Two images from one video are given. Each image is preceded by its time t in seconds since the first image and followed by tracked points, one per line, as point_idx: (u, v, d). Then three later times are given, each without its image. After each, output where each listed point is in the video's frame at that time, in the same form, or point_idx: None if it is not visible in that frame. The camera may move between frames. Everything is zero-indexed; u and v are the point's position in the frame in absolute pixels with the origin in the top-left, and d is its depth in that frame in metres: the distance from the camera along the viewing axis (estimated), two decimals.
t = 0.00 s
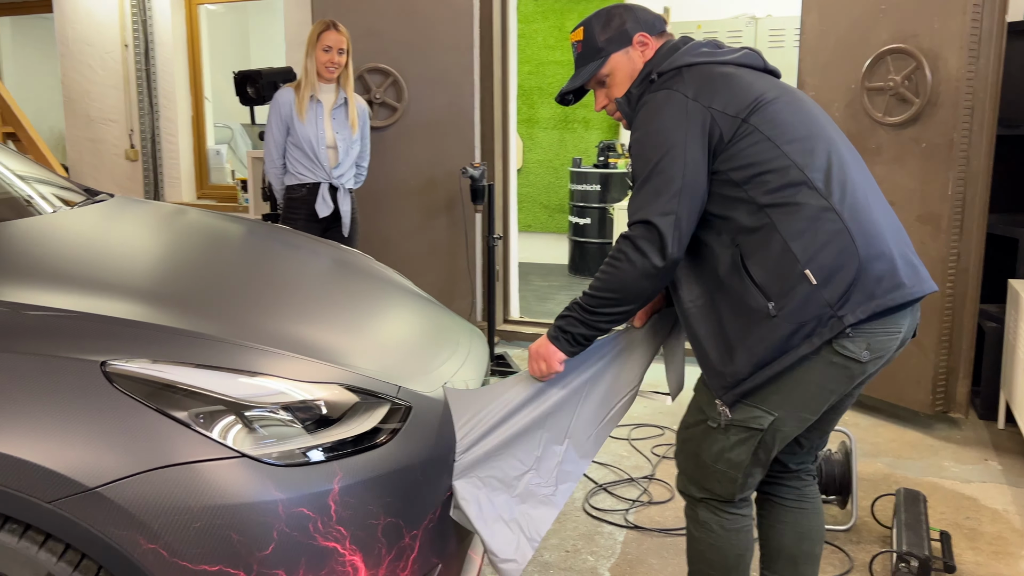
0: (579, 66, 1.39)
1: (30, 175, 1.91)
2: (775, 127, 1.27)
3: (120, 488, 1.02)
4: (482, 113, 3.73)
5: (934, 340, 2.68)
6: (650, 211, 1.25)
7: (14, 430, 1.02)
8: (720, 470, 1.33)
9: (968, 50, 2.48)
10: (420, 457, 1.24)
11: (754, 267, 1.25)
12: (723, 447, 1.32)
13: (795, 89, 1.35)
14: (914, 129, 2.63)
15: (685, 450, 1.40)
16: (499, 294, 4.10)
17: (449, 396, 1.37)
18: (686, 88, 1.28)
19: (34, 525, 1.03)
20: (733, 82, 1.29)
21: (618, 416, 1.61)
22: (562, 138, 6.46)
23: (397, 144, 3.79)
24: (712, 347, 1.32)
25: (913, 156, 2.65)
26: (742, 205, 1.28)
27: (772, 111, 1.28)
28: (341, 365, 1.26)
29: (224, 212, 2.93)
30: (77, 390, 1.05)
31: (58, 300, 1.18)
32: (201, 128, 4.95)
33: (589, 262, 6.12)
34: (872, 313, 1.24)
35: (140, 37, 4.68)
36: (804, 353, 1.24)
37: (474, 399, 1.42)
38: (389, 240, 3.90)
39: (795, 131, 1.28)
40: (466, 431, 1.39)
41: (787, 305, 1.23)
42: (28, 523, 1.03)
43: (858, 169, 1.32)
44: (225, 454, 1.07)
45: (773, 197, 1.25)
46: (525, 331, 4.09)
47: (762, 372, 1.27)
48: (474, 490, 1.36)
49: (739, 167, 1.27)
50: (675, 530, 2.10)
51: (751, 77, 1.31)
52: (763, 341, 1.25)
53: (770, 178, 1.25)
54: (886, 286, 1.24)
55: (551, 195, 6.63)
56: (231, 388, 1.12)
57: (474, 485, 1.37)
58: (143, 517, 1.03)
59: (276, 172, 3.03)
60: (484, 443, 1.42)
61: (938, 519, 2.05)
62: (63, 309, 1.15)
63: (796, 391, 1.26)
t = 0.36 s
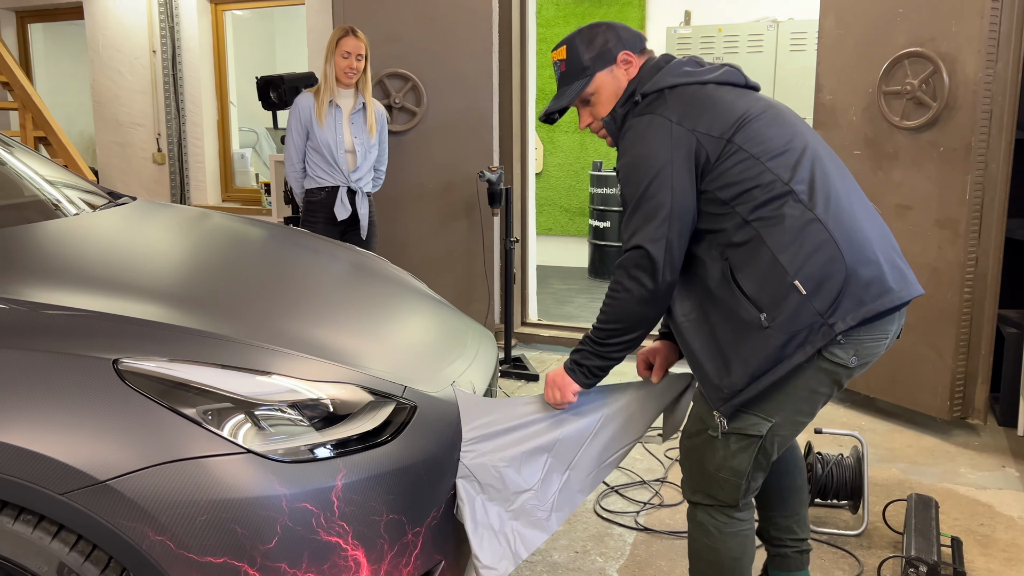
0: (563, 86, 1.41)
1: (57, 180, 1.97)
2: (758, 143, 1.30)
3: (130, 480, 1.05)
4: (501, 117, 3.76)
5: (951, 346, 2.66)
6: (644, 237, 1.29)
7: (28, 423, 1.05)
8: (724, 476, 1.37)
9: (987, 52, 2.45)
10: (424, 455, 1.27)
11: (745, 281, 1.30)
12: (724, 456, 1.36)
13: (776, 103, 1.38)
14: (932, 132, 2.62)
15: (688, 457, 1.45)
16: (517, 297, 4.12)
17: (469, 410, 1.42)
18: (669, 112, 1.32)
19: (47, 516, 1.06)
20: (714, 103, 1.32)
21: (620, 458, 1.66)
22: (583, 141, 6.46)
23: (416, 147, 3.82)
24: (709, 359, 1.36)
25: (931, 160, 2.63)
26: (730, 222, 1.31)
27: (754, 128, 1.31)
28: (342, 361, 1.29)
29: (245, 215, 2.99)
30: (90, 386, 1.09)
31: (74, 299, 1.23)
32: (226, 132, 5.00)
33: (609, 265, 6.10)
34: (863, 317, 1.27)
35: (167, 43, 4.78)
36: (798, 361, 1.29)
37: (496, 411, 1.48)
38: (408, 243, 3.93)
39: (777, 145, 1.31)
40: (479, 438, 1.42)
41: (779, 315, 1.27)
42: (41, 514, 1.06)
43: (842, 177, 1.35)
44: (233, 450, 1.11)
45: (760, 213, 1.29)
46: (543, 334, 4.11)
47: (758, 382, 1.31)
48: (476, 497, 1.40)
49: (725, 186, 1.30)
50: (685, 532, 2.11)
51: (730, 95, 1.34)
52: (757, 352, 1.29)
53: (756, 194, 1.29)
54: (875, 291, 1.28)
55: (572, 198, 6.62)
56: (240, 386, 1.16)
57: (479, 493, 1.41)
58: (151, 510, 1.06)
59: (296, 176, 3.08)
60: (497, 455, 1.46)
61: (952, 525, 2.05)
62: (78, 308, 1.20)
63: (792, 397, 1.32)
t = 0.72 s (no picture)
0: (573, 117, 1.50)
1: (78, 185, 2.02)
2: (779, 157, 1.42)
3: (142, 477, 1.08)
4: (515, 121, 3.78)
5: (967, 350, 2.64)
6: (678, 255, 1.36)
7: (43, 419, 1.09)
8: (756, 463, 1.49)
9: (1002, 54, 2.44)
10: (431, 455, 1.29)
11: (784, 283, 1.40)
12: (758, 444, 1.49)
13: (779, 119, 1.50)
14: (947, 134, 2.60)
15: (718, 447, 1.57)
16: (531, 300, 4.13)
17: (491, 409, 1.46)
18: (691, 135, 1.41)
19: (60, 511, 1.09)
20: (730, 124, 1.43)
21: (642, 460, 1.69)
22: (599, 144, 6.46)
23: (430, 151, 3.85)
24: (751, 359, 1.46)
25: (945, 162, 2.62)
26: (763, 232, 1.42)
27: (773, 144, 1.43)
28: (348, 361, 1.32)
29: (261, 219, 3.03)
30: (103, 385, 1.12)
31: (90, 301, 1.25)
32: (246, 137, 5.08)
33: (625, 268, 6.09)
34: (896, 304, 1.41)
35: (187, 49, 4.86)
36: (844, 351, 1.41)
37: (523, 411, 1.52)
38: (422, 246, 3.96)
39: (794, 158, 1.43)
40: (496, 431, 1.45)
41: (821, 311, 1.39)
42: (55, 509, 1.09)
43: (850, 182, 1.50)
44: (243, 448, 1.13)
45: (791, 220, 1.41)
46: (557, 336, 4.12)
47: (806, 375, 1.41)
48: (493, 491, 1.43)
49: (755, 200, 1.41)
50: (695, 535, 2.11)
51: (741, 115, 1.46)
52: (803, 347, 1.40)
53: (783, 205, 1.41)
54: (903, 280, 1.42)
55: (588, 201, 6.63)
56: (250, 385, 1.18)
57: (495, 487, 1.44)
58: (162, 506, 1.09)
59: (312, 180, 3.12)
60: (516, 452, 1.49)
61: (965, 530, 2.04)
62: (92, 309, 1.22)
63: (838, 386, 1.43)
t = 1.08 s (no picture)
0: (592, 121, 1.51)
1: (90, 191, 2.05)
2: (795, 159, 1.46)
3: (146, 478, 1.10)
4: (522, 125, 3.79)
5: (977, 351, 2.62)
6: (718, 257, 1.39)
7: (47, 422, 1.10)
8: (777, 453, 1.51)
9: (1010, 54, 2.42)
10: (434, 455, 1.30)
11: (802, 280, 1.44)
12: (778, 435, 1.51)
13: (793, 124, 1.55)
14: (955, 134, 2.59)
15: (737, 439, 1.58)
16: (539, 303, 4.14)
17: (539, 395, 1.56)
18: (714, 139, 1.44)
19: (65, 513, 1.11)
20: (748, 127, 1.46)
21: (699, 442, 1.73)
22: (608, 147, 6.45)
23: (438, 155, 3.84)
24: (771, 355, 1.48)
25: (954, 163, 2.61)
26: (781, 231, 1.46)
27: (788, 147, 1.47)
28: (350, 364, 1.32)
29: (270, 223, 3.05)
30: (108, 387, 1.14)
31: (97, 305, 1.27)
32: (257, 141, 5.12)
33: (634, 270, 6.07)
34: (904, 299, 1.47)
35: (198, 55, 4.90)
36: (858, 344, 1.45)
37: (572, 400, 1.61)
38: (429, 249, 3.96)
39: (808, 160, 1.48)
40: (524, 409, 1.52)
41: (837, 306, 1.43)
42: (60, 510, 1.11)
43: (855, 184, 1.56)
44: (245, 449, 1.15)
45: (807, 219, 1.45)
46: (566, 339, 4.12)
47: (823, 368, 1.45)
48: (551, 474, 1.55)
49: (774, 200, 1.45)
50: (702, 537, 2.11)
51: (758, 120, 1.49)
52: (821, 342, 1.43)
53: (800, 205, 1.45)
54: (910, 276, 1.48)
55: (597, 204, 6.62)
56: (251, 387, 1.20)
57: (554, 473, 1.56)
58: (165, 508, 1.10)
59: (320, 184, 3.14)
60: (569, 440, 1.59)
61: (974, 532, 2.04)
62: (98, 313, 1.24)
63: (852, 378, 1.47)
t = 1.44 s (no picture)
0: (609, 108, 1.57)
1: (92, 199, 2.05)
2: (800, 152, 1.49)
3: (136, 485, 1.10)
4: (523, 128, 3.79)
5: (980, 352, 2.61)
6: (722, 243, 1.45)
7: (37, 429, 1.10)
8: (782, 439, 1.53)
9: (1010, 54, 2.41)
10: (427, 460, 1.30)
11: (800, 269, 1.48)
12: (784, 421, 1.52)
13: (805, 117, 1.56)
14: (956, 135, 2.58)
15: (745, 427, 1.60)
16: (541, 305, 4.13)
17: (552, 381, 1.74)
18: (722, 130, 1.48)
19: (56, 520, 1.11)
20: (756, 119, 1.50)
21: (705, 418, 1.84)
22: (611, 149, 6.43)
23: (438, 159, 3.84)
24: (771, 341, 1.52)
25: (955, 163, 2.59)
26: (782, 221, 1.50)
27: (794, 140, 1.49)
28: (345, 370, 1.32)
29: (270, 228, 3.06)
30: (98, 395, 1.14)
31: (94, 312, 1.27)
32: (259, 146, 5.12)
33: (637, 272, 6.06)
34: (902, 291, 1.48)
35: (200, 60, 4.91)
36: (853, 333, 1.47)
37: (588, 380, 1.76)
38: (430, 252, 3.95)
39: (815, 153, 1.49)
40: (515, 395, 1.63)
41: (833, 295, 1.46)
42: (51, 518, 1.11)
43: (866, 175, 1.55)
44: (235, 456, 1.15)
45: (807, 210, 1.48)
46: (568, 342, 4.11)
47: (819, 355, 1.48)
48: (565, 442, 1.75)
49: (776, 190, 1.48)
50: (702, 541, 2.10)
51: (768, 112, 1.52)
52: (817, 329, 1.47)
53: (802, 196, 1.48)
54: (910, 268, 1.48)
55: (600, 206, 6.61)
56: (243, 394, 1.20)
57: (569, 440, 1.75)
58: (155, 514, 1.10)
59: (320, 188, 3.14)
60: (584, 412, 1.75)
61: (977, 535, 2.02)
62: (91, 320, 1.24)
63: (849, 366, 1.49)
